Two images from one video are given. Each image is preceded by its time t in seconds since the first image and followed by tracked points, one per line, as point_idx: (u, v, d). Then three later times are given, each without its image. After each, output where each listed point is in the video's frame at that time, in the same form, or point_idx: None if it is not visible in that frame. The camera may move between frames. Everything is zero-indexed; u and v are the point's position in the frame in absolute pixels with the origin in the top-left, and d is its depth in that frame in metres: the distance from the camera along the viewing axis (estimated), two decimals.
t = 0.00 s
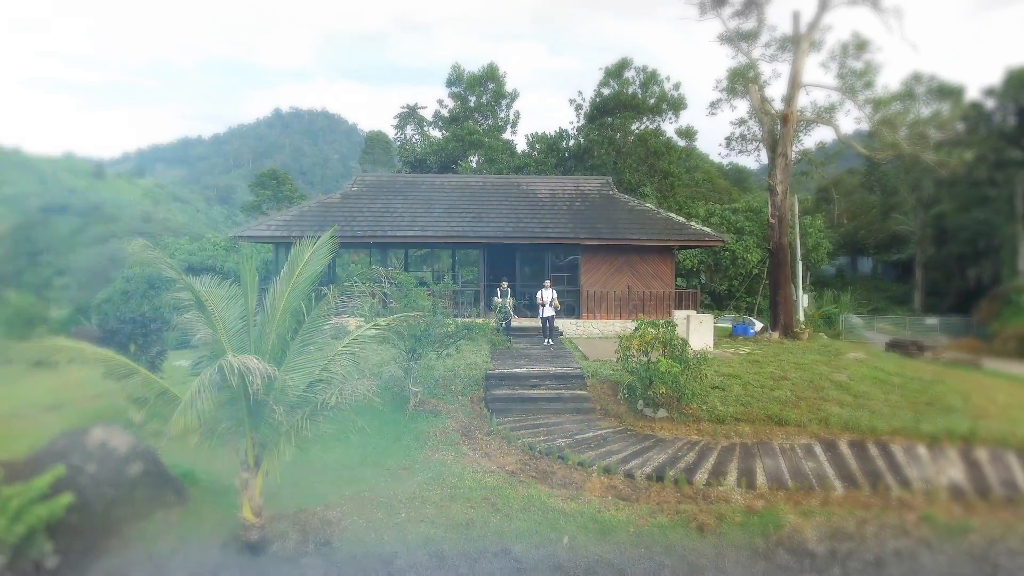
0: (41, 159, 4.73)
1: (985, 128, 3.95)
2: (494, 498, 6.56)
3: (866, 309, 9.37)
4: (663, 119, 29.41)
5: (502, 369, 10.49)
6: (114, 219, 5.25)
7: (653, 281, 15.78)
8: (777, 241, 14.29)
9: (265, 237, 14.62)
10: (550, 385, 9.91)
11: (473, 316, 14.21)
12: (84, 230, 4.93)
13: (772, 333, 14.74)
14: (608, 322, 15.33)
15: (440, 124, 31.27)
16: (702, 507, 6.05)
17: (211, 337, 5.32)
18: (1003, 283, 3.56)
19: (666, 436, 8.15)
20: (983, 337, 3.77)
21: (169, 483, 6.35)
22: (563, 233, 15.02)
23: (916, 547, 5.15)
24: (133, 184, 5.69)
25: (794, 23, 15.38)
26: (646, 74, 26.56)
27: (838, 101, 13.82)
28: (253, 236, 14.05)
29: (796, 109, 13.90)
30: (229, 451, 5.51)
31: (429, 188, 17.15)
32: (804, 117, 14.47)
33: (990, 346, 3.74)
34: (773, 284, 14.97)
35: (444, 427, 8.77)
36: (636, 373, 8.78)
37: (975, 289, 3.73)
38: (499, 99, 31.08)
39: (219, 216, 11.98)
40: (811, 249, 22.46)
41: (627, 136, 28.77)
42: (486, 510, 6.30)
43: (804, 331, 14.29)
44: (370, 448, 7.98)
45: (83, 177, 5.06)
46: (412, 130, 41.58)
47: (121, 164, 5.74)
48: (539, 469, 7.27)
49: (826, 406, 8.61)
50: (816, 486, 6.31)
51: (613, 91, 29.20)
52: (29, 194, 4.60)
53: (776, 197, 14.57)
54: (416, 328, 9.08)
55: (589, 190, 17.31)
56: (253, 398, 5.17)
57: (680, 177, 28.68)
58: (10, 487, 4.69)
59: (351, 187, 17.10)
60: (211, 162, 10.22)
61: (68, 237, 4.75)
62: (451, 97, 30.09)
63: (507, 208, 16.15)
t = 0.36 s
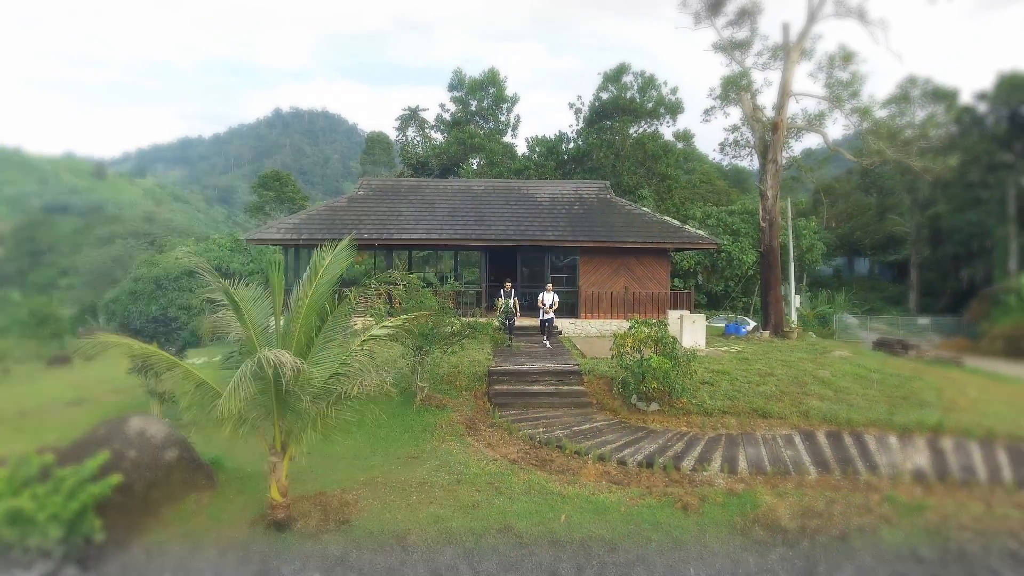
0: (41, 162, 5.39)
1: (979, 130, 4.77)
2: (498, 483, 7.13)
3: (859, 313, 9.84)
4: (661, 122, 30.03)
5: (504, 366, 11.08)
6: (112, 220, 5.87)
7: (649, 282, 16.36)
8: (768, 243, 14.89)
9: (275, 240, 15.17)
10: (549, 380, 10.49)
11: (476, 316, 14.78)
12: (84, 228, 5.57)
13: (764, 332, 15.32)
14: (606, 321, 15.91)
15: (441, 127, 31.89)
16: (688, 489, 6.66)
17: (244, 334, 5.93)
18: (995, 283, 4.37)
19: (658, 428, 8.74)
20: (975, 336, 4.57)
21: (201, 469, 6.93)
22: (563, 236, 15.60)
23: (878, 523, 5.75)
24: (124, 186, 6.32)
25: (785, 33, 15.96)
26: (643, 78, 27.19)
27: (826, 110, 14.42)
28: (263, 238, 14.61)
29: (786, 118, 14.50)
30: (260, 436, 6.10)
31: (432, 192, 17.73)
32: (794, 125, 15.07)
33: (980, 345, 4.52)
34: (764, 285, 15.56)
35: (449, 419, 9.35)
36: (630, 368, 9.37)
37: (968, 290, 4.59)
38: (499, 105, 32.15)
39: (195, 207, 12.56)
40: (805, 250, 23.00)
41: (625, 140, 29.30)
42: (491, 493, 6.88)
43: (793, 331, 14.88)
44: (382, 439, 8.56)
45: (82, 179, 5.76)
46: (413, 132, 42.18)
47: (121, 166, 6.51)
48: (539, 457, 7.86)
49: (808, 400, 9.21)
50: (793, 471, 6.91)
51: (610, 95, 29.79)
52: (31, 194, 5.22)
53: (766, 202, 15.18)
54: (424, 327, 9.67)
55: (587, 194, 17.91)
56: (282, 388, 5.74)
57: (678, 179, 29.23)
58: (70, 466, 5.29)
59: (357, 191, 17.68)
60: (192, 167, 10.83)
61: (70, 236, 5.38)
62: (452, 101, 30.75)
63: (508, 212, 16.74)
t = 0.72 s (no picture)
0: (41, 160, 5.13)
1: (971, 133, 4.09)
2: (500, 471, 7.64)
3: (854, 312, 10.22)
4: (658, 125, 30.59)
5: (504, 363, 11.58)
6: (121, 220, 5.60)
7: (645, 282, 16.86)
8: (760, 245, 15.40)
9: (284, 242, 15.67)
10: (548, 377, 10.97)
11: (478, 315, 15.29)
12: (88, 229, 5.24)
13: (756, 331, 15.84)
14: (603, 321, 16.42)
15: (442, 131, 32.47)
16: (677, 476, 7.18)
17: (267, 331, 6.45)
18: (987, 282, 3.74)
19: (651, 421, 9.25)
20: (963, 336, 3.79)
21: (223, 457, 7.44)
22: (562, 238, 16.09)
23: (849, 505, 6.26)
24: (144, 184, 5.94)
25: (777, 41, 16.45)
26: (641, 83, 27.80)
27: (816, 116, 14.93)
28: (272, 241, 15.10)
29: (777, 124, 15.01)
30: (280, 426, 6.63)
31: (435, 196, 18.23)
32: (786, 130, 15.57)
33: (969, 345, 3.73)
34: (756, 285, 16.08)
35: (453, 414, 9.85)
36: (625, 365, 9.89)
37: (962, 290, 3.89)
38: (499, 108, 33.44)
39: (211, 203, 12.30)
40: (801, 250, 23.47)
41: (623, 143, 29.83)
42: (493, 480, 7.39)
43: (784, 330, 15.39)
44: (390, 432, 9.06)
45: (82, 179, 5.38)
46: (415, 133, 43.03)
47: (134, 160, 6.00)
48: (538, 448, 8.36)
49: (793, 395, 9.70)
50: (774, 460, 7.44)
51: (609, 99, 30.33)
52: (30, 194, 4.97)
53: (759, 205, 15.69)
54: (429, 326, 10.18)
55: (585, 197, 18.41)
56: (302, 380, 6.26)
57: (675, 181, 29.73)
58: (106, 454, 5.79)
59: (362, 194, 18.18)
60: (206, 162, 10.52)
61: (72, 237, 5.09)
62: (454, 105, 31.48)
63: (509, 215, 17.23)
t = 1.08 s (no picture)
0: (44, 162, 6.27)
1: (965, 138, 5.13)
2: (502, 459, 8.24)
3: (852, 314, 10.68)
4: (656, 129, 31.21)
5: (506, 360, 12.14)
6: (115, 218, 6.90)
7: (641, 283, 17.43)
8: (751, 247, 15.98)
9: (292, 244, 16.24)
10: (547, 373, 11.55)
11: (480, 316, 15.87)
12: (85, 227, 6.50)
13: (748, 330, 16.41)
14: (601, 320, 16.99)
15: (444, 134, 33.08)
16: (665, 463, 7.78)
17: (289, 329, 7.05)
18: (981, 282, 4.86)
19: (644, 414, 9.82)
20: (957, 334, 5.02)
21: (246, 446, 8.03)
22: (561, 241, 16.66)
23: (822, 488, 6.88)
24: (133, 183, 7.16)
25: (768, 50, 17.07)
26: (639, 88, 28.43)
27: (804, 124, 15.55)
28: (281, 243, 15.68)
29: (768, 131, 15.61)
30: (302, 416, 7.25)
31: (438, 199, 18.81)
32: (776, 137, 16.19)
33: (961, 344, 4.90)
34: (749, 286, 16.65)
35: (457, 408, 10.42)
36: (620, 361, 10.46)
37: (957, 289, 5.11)
38: (500, 112, 34.03)
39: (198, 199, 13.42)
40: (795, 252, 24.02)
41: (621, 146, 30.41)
42: (496, 467, 7.99)
43: (776, 329, 15.96)
44: (398, 424, 9.63)
45: (83, 179, 6.61)
46: (415, 136, 43.64)
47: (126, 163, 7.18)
48: (538, 438, 8.96)
49: (778, 390, 10.29)
50: (757, 449, 8.04)
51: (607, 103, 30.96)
52: (33, 194, 6.16)
53: (751, 209, 16.28)
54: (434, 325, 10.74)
55: (584, 201, 18.98)
56: (321, 373, 6.87)
57: (673, 183, 30.32)
58: (143, 443, 6.79)
59: (367, 198, 18.76)
60: (201, 165, 12.29)
61: (72, 237, 6.35)
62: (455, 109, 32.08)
63: (510, 218, 17.80)
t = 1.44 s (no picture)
0: (44, 164, 6.47)
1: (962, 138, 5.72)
2: (504, 450, 8.73)
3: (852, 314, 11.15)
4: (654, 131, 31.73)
5: (507, 358, 12.62)
6: (118, 217, 7.01)
7: (639, 284, 17.91)
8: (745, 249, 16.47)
9: (299, 246, 16.73)
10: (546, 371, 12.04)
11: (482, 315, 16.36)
12: (87, 228, 6.65)
13: (742, 330, 16.91)
14: (599, 320, 17.51)
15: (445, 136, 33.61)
16: (657, 454, 8.28)
17: (305, 328, 7.55)
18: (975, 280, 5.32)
19: (638, 409, 10.32)
20: (948, 332, 5.60)
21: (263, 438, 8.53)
22: (560, 243, 17.14)
23: (802, 476, 7.39)
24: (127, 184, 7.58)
25: (762, 57, 17.56)
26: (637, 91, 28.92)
27: (797, 129, 16.04)
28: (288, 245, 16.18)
29: (761, 136, 16.10)
30: (317, 408, 7.78)
31: (440, 202, 19.29)
32: (769, 142, 16.69)
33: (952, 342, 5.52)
34: (743, 287, 17.14)
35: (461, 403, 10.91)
36: (616, 358, 10.96)
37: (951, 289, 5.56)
38: (500, 116, 34.67)
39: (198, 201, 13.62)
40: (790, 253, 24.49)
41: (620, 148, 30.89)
42: (499, 458, 8.49)
43: (768, 328, 16.45)
44: (404, 418, 10.12)
45: (84, 179, 6.79)
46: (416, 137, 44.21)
47: (121, 168, 7.70)
48: (537, 432, 9.45)
49: (767, 386, 10.79)
50: (744, 440, 8.54)
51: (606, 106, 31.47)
52: (37, 196, 6.33)
53: (744, 211, 16.76)
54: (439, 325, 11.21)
55: (583, 204, 19.46)
56: (336, 369, 7.38)
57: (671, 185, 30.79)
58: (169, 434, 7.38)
59: (372, 201, 19.24)
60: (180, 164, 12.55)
61: (75, 236, 6.51)
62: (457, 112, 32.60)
63: (510, 220, 18.28)
